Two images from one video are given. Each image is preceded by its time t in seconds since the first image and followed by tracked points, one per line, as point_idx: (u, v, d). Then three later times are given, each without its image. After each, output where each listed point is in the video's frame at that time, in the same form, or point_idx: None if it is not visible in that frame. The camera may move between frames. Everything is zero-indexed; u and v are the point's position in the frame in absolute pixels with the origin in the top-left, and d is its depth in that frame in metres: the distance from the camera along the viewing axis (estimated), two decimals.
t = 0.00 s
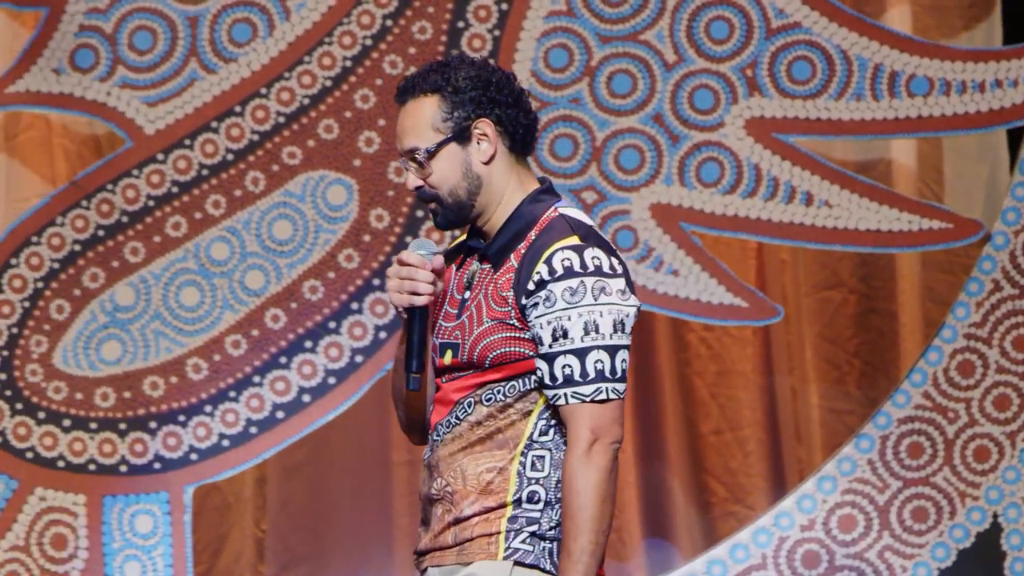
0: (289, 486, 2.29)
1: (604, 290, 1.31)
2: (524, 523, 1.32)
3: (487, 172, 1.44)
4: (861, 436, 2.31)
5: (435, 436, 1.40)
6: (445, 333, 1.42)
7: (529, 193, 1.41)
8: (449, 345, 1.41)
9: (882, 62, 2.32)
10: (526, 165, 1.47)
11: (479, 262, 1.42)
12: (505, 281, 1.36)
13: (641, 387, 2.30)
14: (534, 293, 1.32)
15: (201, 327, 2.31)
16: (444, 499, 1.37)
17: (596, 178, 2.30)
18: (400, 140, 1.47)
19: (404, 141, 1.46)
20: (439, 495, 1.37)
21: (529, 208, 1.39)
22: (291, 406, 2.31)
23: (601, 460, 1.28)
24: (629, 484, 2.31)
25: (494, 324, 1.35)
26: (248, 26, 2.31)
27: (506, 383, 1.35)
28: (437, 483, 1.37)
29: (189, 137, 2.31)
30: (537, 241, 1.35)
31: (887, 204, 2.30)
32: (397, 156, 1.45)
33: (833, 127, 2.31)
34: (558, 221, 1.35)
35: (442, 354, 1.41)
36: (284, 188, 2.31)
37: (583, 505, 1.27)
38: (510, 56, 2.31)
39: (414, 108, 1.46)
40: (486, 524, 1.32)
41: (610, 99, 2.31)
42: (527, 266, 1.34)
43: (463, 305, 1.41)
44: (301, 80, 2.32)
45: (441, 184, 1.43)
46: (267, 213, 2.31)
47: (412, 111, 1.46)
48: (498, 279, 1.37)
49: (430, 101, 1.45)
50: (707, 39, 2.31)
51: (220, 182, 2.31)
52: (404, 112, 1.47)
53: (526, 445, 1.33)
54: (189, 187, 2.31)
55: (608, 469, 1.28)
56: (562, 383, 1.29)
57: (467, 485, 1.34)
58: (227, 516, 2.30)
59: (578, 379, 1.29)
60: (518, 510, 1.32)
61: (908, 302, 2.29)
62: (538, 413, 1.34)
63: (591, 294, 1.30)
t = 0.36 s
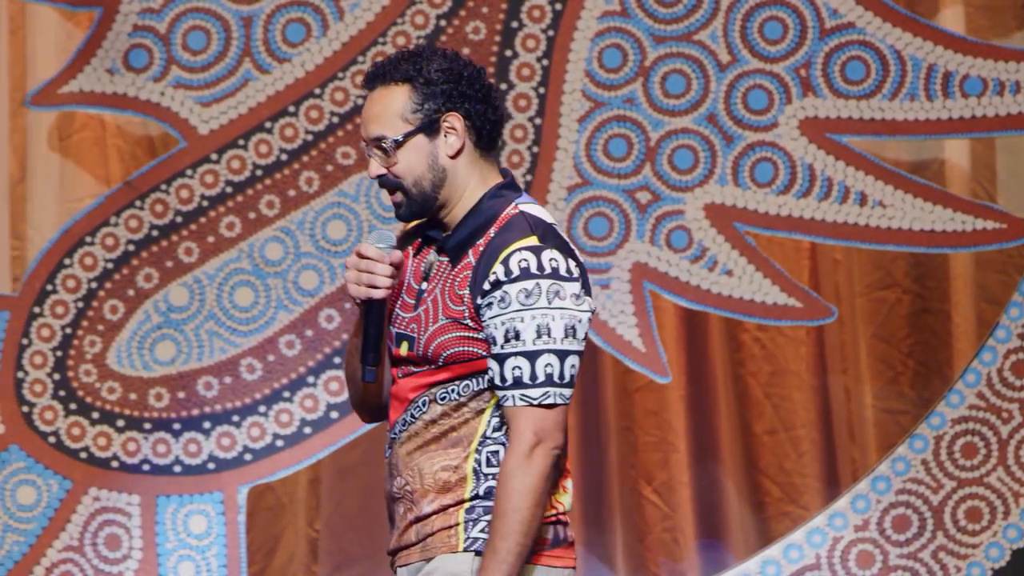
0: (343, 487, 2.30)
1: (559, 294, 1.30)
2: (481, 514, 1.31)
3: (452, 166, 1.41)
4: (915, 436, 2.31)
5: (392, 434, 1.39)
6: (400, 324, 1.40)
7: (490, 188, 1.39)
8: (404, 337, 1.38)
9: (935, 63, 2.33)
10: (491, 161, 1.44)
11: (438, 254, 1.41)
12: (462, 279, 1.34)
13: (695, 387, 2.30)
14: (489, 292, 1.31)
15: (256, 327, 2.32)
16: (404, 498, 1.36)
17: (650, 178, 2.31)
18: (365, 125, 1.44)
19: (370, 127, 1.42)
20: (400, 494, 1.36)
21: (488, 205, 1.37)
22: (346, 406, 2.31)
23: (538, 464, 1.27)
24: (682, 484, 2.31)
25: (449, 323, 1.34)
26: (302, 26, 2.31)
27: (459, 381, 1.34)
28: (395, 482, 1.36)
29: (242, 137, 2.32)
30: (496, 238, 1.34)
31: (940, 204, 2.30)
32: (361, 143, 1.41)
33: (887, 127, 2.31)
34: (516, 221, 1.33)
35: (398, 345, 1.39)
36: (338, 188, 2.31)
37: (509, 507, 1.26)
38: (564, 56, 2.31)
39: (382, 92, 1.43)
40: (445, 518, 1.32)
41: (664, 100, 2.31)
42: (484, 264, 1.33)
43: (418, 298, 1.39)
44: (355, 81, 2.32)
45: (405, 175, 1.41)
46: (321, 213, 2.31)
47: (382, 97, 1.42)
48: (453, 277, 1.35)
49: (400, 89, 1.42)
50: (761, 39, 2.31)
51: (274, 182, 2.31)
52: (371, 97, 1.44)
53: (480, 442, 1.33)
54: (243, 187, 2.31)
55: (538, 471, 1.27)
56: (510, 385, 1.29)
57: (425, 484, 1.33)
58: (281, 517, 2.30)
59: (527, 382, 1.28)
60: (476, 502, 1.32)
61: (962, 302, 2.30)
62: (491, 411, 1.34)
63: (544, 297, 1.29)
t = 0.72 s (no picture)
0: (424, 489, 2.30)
1: (563, 292, 1.35)
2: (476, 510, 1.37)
3: (472, 152, 1.50)
4: (996, 438, 2.31)
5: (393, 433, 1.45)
6: (399, 322, 1.44)
7: (497, 184, 1.48)
8: (401, 334, 1.43)
9: (1016, 64, 2.32)
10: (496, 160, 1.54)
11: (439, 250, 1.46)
12: (466, 279, 1.40)
13: (776, 389, 2.31)
14: (494, 287, 1.36)
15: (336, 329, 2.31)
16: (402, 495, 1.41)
17: (730, 180, 2.31)
18: (391, 94, 1.49)
19: (399, 98, 1.48)
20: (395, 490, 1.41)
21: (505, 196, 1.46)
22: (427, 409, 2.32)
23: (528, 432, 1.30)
24: (763, 486, 2.30)
25: (452, 321, 1.39)
26: (383, 28, 2.31)
27: (460, 382, 1.39)
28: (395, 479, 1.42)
29: (323, 139, 2.32)
30: (500, 238, 1.40)
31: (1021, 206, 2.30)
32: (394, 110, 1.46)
33: (967, 129, 2.32)
34: (522, 221, 1.40)
35: (395, 342, 1.44)
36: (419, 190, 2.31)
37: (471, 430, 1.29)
38: (645, 58, 2.31)
39: (411, 70, 1.49)
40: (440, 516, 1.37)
41: (745, 102, 2.31)
42: (490, 259, 1.38)
43: (419, 296, 1.44)
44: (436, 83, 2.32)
45: (434, 150, 1.46)
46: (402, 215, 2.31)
47: (417, 72, 1.49)
48: (457, 280, 1.41)
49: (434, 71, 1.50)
50: (841, 41, 2.32)
51: (354, 184, 2.31)
52: (397, 73, 1.50)
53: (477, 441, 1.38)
54: (323, 189, 2.31)
55: (523, 442, 1.29)
56: (506, 373, 1.32)
57: (422, 480, 1.39)
58: (362, 519, 2.30)
59: (523, 371, 1.32)
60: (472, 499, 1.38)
61: None
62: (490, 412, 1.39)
63: (550, 293, 1.34)
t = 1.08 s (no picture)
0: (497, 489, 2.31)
1: (584, 281, 1.36)
2: (500, 510, 1.33)
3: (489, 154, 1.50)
4: None
5: (402, 432, 1.39)
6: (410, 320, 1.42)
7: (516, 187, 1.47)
8: (413, 331, 1.40)
9: None
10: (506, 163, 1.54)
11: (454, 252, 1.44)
12: (491, 273, 1.39)
13: (849, 389, 2.31)
14: (521, 274, 1.36)
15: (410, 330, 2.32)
16: (414, 494, 1.36)
17: (803, 180, 2.31)
18: (408, 101, 1.47)
19: (417, 104, 1.47)
20: (407, 490, 1.37)
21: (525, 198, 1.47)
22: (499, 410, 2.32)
23: (541, 391, 1.27)
24: (836, 487, 2.30)
25: (479, 315, 1.37)
26: (455, 28, 2.31)
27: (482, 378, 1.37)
28: (406, 478, 1.37)
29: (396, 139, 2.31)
30: (523, 235, 1.40)
31: None
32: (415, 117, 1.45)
33: None
34: (546, 217, 1.41)
35: (405, 340, 1.41)
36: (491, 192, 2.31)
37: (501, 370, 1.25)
38: (717, 59, 2.31)
39: (427, 77, 1.48)
40: (461, 514, 1.33)
41: (818, 102, 2.31)
42: (517, 250, 1.38)
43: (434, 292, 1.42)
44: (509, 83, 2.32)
45: (457, 154, 1.46)
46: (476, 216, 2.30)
47: (433, 77, 1.48)
48: (479, 274, 1.39)
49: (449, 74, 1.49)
50: (914, 42, 2.32)
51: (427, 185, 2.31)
52: (412, 80, 1.48)
53: (500, 440, 1.35)
54: (396, 190, 2.31)
55: (533, 401, 1.26)
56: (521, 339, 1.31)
57: (440, 479, 1.35)
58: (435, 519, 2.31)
59: (540, 336, 1.31)
60: (493, 498, 1.34)
61: None
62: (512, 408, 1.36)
63: (573, 277, 1.35)
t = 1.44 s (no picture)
0: (563, 490, 2.30)
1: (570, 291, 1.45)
2: (486, 510, 1.39)
3: (460, 157, 1.55)
4: None
5: (374, 427, 1.42)
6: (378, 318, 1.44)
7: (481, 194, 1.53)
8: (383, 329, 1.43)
9: None
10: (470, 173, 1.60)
11: (419, 248, 1.47)
12: (472, 274, 1.44)
13: (917, 390, 2.31)
14: (510, 283, 1.42)
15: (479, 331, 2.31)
16: (391, 490, 1.40)
17: (871, 181, 2.32)
18: (392, 89, 1.53)
19: (402, 93, 1.52)
20: (383, 488, 1.40)
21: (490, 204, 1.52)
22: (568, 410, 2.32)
23: (544, 408, 1.35)
24: (904, 488, 2.30)
25: (460, 315, 1.42)
26: (523, 30, 2.32)
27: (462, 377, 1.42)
28: (384, 474, 1.40)
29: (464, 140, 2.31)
30: (499, 241, 1.46)
31: None
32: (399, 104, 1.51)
33: None
34: (518, 224, 1.47)
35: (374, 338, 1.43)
36: (559, 192, 2.30)
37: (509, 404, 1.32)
38: (786, 60, 2.32)
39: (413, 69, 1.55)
40: (447, 512, 1.37)
41: (886, 103, 2.32)
42: (497, 260, 1.44)
43: (405, 292, 1.45)
44: (578, 84, 2.32)
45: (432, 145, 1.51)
46: (544, 217, 2.30)
47: (420, 71, 1.54)
48: (459, 276, 1.44)
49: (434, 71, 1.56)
50: (983, 43, 2.32)
51: (495, 186, 2.30)
52: (397, 70, 1.55)
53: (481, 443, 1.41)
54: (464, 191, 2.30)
55: (541, 422, 1.34)
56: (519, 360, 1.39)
57: (422, 476, 1.39)
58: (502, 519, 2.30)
59: (542, 356, 1.39)
60: (478, 498, 1.39)
61: None
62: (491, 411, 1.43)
63: (563, 290, 1.43)
